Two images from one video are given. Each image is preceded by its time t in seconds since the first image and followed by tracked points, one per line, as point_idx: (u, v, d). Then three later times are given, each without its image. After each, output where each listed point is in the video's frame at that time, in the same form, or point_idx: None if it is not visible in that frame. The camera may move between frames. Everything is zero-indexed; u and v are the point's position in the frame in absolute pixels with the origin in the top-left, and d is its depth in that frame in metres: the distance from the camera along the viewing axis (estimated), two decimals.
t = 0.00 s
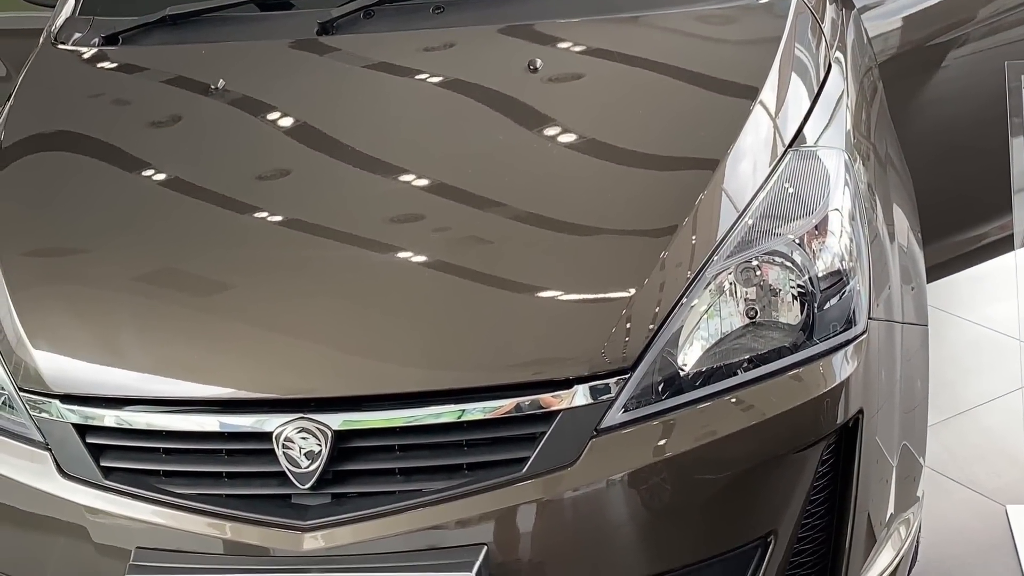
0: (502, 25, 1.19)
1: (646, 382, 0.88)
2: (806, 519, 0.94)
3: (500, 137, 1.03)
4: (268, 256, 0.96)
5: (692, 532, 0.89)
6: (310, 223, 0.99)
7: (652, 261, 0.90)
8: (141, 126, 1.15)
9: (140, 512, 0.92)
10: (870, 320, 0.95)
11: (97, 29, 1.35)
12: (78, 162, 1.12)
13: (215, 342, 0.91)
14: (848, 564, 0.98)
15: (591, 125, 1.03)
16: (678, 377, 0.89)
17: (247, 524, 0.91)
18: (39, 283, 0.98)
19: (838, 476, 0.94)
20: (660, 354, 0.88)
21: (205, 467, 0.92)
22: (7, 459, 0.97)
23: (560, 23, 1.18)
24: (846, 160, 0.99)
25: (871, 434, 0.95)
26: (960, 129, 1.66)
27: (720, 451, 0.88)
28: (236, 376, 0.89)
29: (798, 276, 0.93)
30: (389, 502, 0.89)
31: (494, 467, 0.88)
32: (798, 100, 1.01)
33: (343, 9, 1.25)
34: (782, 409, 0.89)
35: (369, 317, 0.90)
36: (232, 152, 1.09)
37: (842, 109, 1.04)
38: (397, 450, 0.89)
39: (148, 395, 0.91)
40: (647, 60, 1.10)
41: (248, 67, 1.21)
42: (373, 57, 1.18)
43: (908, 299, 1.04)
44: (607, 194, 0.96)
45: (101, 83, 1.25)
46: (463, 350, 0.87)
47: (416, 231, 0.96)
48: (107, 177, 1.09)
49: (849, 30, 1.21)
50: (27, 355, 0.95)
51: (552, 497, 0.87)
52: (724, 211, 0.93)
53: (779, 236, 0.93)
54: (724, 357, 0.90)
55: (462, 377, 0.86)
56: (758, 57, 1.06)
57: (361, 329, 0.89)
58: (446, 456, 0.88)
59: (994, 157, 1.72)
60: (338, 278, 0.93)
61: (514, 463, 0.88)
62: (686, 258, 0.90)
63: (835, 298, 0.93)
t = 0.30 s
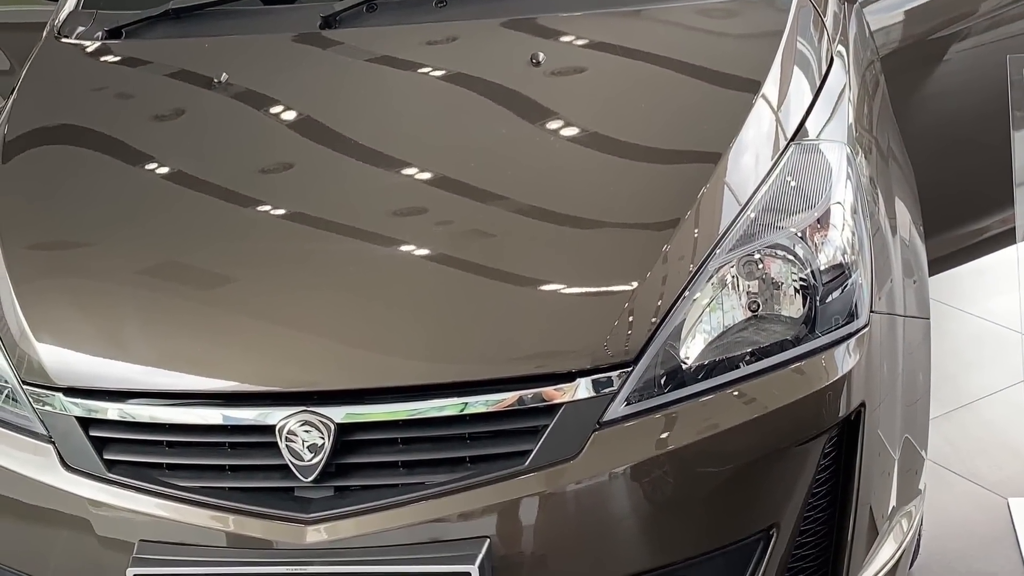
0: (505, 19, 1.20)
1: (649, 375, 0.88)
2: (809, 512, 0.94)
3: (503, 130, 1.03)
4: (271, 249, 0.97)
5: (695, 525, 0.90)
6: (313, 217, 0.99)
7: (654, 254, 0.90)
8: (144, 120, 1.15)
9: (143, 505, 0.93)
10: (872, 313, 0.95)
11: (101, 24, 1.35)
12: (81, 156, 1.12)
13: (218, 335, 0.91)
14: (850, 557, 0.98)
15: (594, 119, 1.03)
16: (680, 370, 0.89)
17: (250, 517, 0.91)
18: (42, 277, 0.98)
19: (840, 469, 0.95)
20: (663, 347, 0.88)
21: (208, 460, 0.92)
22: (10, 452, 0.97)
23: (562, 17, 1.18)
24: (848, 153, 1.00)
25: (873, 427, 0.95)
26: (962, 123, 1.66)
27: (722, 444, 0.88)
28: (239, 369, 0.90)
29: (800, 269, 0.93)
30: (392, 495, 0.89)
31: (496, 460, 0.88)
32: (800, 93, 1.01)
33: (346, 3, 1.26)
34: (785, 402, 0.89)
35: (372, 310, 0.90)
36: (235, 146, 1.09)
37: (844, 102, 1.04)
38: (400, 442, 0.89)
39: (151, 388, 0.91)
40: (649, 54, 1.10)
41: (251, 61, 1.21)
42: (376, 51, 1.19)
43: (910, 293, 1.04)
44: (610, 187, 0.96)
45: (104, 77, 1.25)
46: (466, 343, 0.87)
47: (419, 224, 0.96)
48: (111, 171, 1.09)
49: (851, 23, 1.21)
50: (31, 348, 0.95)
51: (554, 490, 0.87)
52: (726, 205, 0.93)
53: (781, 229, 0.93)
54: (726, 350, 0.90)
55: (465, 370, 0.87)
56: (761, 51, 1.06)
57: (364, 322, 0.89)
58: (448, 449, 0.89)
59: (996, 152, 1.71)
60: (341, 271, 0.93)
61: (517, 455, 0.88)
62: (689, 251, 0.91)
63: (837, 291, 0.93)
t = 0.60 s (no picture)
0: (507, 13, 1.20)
1: (651, 368, 0.88)
2: (811, 505, 0.95)
3: (505, 124, 1.03)
4: (274, 243, 0.97)
5: (697, 518, 0.90)
6: (316, 210, 0.99)
7: (657, 247, 0.90)
8: (147, 114, 1.15)
9: (147, 498, 0.93)
10: (874, 306, 0.95)
11: (105, 18, 1.36)
12: (85, 150, 1.12)
13: (221, 328, 0.91)
14: (853, 550, 0.98)
15: (596, 112, 1.03)
16: (683, 363, 0.89)
17: (253, 510, 0.91)
18: (45, 270, 0.98)
19: (842, 462, 0.95)
20: (665, 340, 0.88)
21: (211, 453, 0.93)
22: (14, 445, 0.97)
23: (565, 11, 1.18)
24: (850, 147, 1.00)
25: (875, 420, 0.95)
26: (963, 117, 1.65)
27: (724, 437, 0.88)
28: (242, 363, 0.90)
29: (803, 262, 0.93)
30: (394, 488, 0.89)
31: (499, 453, 0.89)
32: (803, 87, 1.01)
33: None
34: (786, 395, 0.89)
35: (375, 304, 0.90)
36: (238, 140, 1.09)
37: (846, 96, 1.04)
38: (403, 435, 0.90)
39: (154, 382, 0.91)
40: (652, 48, 1.10)
41: (254, 55, 1.21)
42: (379, 45, 1.19)
43: (912, 286, 1.04)
44: (612, 180, 0.96)
45: (107, 70, 1.25)
46: (469, 336, 0.88)
47: (422, 218, 0.96)
48: (114, 165, 1.09)
49: (854, 17, 1.21)
50: (34, 341, 0.95)
51: (557, 483, 0.87)
52: (729, 198, 0.93)
53: (783, 223, 0.93)
54: (729, 343, 0.90)
55: (468, 363, 0.87)
56: (763, 44, 1.06)
57: (367, 316, 0.90)
58: (451, 442, 0.89)
59: (1000, 144, 1.70)
60: (344, 264, 0.93)
61: (519, 448, 0.88)
62: (692, 244, 0.91)
63: (839, 285, 0.93)
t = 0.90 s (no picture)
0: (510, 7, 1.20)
1: (653, 361, 0.88)
2: (812, 498, 0.95)
3: (508, 117, 1.04)
4: (277, 236, 0.97)
5: (699, 511, 0.90)
6: (319, 203, 0.99)
7: (659, 240, 0.90)
8: (150, 107, 1.16)
9: (150, 491, 0.93)
10: (876, 300, 0.95)
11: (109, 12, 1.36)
12: (88, 143, 1.12)
13: (224, 321, 0.92)
14: (855, 544, 0.99)
15: (598, 106, 1.03)
16: (685, 356, 0.89)
17: (256, 502, 0.91)
18: (49, 262, 0.99)
19: (844, 456, 0.95)
20: (668, 333, 0.88)
21: (214, 446, 0.93)
22: (17, 438, 0.97)
23: (568, 6, 1.19)
24: (852, 140, 1.00)
25: (877, 413, 0.95)
26: (965, 111, 1.65)
27: (726, 430, 0.88)
28: (245, 356, 0.90)
29: (805, 256, 0.93)
30: (397, 481, 0.89)
31: (501, 446, 0.89)
32: (805, 80, 1.02)
33: None
34: (788, 388, 0.89)
35: (378, 297, 0.90)
36: (241, 133, 1.09)
37: (849, 90, 1.04)
38: (406, 429, 0.90)
39: (157, 374, 0.91)
40: (655, 42, 1.10)
41: (257, 49, 1.22)
42: (383, 38, 1.20)
43: (914, 279, 1.04)
44: (614, 174, 0.96)
45: (111, 64, 1.25)
46: (472, 329, 0.88)
47: (425, 211, 0.96)
48: (117, 158, 1.09)
49: (857, 10, 1.21)
50: (37, 334, 0.95)
51: (560, 475, 0.87)
52: (731, 192, 0.93)
53: (786, 216, 0.93)
54: (731, 336, 0.91)
55: (470, 356, 0.87)
56: (765, 38, 1.07)
57: (370, 309, 0.90)
58: (454, 435, 0.89)
59: (1000, 138, 1.71)
60: (347, 257, 0.94)
61: (522, 441, 0.88)
62: (694, 238, 0.91)
63: (842, 278, 0.93)
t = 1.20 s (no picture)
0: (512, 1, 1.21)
1: (655, 354, 0.88)
2: (814, 491, 0.95)
3: (510, 110, 1.04)
4: (280, 230, 0.97)
5: (701, 503, 0.90)
6: (321, 196, 0.99)
7: (661, 234, 0.91)
8: (153, 101, 1.16)
9: (153, 484, 0.93)
10: (878, 293, 0.96)
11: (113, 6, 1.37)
12: (91, 136, 1.12)
13: (227, 314, 0.92)
14: (857, 536, 0.99)
15: (601, 99, 1.04)
16: (687, 349, 0.89)
17: (259, 495, 0.92)
18: (52, 255, 0.99)
19: (846, 449, 0.95)
20: (670, 326, 0.89)
21: (218, 439, 0.93)
22: (20, 431, 0.97)
23: None
24: (854, 134, 1.00)
25: (879, 406, 0.95)
26: (966, 104, 1.65)
27: (729, 423, 0.88)
28: (248, 349, 0.90)
29: (807, 249, 0.93)
30: (400, 474, 0.90)
31: (504, 439, 0.89)
32: (807, 74, 1.02)
33: None
34: (790, 380, 0.89)
35: (381, 290, 0.90)
36: (244, 126, 1.09)
37: (850, 83, 1.05)
38: (409, 421, 0.90)
39: (160, 367, 0.92)
40: (657, 35, 1.11)
41: (260, 43, 1.22)
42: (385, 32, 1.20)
43: (916, 272, 1.04)
44: (617, 167, 0.96)
45: (114, 58, 1.26)
46: (474, 322, 0.88)
47: (427, 204, 0.96)
48: (120, 151, 1.10)
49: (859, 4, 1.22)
50: (41, 327, 0.95)
51: (562, 468, 0.87)
52: (733, 185, 0.93)
53: (788, 210, 0.94)
54: (733, 329, 0.91)
55: (473, 349, 0.87)
56: (767, 31, 1.07)
57: (373, 301, 0.90)
58: (457, 428, 0.89)
59: (1001, 132, 1.68)
60: (349, 250, 0.94)
61: (524, 434, 0.89)
62: (696, 231, 0.91)
63: (843, 271, 0.93)
